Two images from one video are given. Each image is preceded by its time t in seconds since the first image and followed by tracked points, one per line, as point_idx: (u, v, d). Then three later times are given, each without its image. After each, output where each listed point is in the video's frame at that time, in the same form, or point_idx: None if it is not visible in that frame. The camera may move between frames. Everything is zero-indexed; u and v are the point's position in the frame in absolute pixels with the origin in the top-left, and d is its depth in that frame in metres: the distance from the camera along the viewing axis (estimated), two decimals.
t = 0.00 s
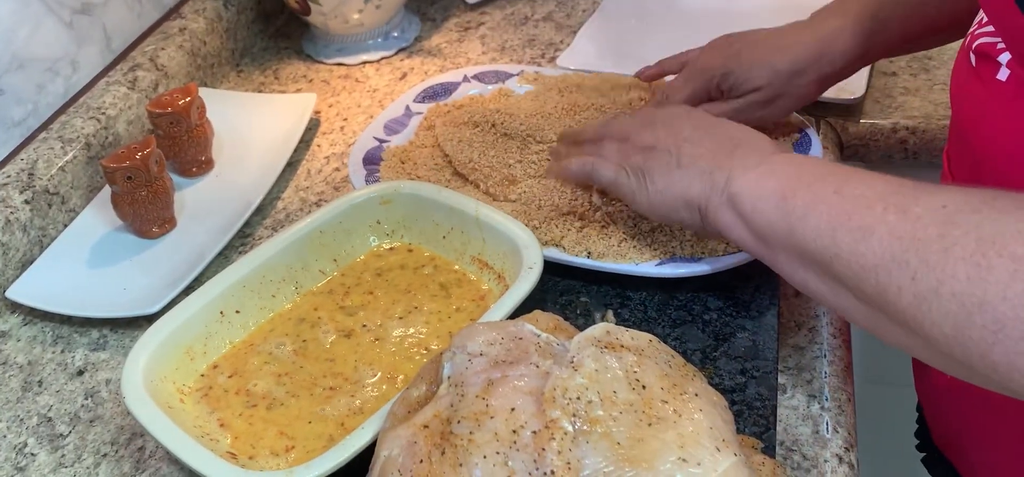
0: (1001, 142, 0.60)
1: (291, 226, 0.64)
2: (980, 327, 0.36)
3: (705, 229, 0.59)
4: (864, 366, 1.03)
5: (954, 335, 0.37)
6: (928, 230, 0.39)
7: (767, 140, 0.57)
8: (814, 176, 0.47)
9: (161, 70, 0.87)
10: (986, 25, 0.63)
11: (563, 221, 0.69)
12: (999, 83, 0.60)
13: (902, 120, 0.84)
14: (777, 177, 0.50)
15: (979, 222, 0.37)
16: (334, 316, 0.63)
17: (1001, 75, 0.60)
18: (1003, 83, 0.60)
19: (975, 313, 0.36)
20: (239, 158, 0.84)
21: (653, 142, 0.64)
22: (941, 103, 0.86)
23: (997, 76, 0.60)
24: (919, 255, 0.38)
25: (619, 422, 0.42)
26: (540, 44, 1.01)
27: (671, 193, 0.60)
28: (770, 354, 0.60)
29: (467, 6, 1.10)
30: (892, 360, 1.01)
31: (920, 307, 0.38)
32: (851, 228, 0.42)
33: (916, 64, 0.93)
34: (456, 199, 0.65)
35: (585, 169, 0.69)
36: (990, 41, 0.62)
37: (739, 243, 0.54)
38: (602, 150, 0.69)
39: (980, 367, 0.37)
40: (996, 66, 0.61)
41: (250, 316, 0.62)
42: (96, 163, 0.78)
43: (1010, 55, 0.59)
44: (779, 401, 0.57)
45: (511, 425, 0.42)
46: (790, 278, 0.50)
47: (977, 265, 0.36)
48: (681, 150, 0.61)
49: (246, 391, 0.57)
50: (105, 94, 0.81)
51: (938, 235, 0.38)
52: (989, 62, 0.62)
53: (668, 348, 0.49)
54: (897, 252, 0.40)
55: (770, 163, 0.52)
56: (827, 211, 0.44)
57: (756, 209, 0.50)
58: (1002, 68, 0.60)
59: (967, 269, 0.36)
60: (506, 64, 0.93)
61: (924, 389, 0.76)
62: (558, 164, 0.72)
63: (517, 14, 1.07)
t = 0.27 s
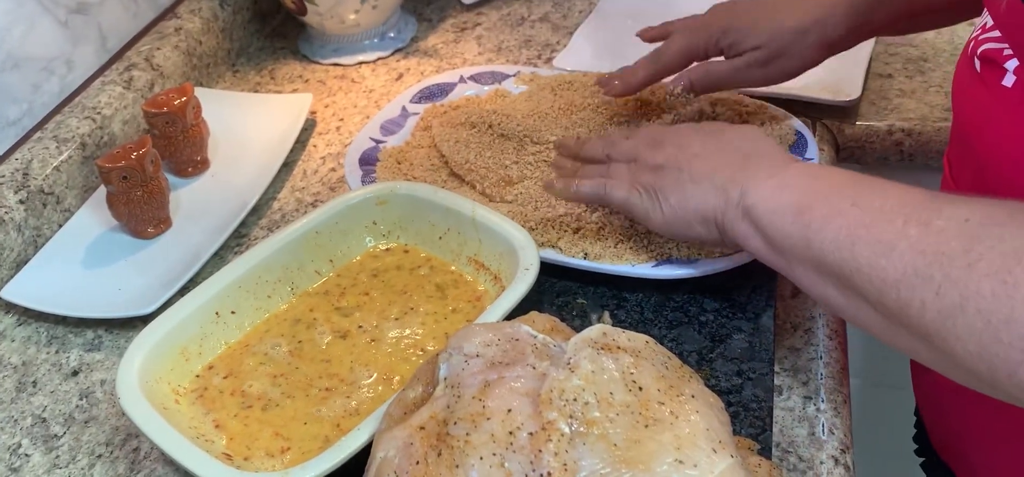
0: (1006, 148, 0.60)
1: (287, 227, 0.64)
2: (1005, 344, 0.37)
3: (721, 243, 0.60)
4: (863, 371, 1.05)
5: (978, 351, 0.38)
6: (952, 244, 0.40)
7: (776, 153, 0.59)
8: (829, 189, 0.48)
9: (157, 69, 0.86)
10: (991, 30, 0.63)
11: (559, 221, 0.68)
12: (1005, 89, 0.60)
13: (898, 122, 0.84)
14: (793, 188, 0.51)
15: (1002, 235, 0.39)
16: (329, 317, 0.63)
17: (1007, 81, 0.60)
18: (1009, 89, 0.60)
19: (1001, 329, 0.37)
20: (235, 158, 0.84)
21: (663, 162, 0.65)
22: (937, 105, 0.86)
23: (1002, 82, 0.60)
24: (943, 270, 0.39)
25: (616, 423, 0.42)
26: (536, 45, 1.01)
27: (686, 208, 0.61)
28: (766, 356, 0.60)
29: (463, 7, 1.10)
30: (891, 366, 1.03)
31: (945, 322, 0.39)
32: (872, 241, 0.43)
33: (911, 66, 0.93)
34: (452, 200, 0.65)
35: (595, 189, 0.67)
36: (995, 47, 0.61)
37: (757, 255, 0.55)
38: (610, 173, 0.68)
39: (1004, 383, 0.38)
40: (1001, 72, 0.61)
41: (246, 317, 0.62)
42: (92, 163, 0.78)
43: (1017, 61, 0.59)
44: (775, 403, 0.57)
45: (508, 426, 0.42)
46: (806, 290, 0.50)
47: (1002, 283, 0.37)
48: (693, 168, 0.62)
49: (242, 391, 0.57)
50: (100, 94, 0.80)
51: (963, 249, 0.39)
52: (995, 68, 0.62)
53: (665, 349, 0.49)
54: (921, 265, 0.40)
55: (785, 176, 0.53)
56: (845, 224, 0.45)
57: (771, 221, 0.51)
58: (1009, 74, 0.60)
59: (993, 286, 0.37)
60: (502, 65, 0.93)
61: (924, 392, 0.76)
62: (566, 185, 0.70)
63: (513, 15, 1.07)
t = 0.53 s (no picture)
0: (1012, 153, 0.60)
1: (283, 228, 0.64)
2: (991, 344, 0.36)
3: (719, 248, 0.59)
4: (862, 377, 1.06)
5: (964, 351, 0.37)
6: (939, 246, 0.39)
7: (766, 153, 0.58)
8: (821, 191, 0.48)
9: (154, 70, 0.86)
10: (996, 35, 0.63)
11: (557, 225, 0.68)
12: (1012, 96, 0.60)
13: (894, 125, 0.84)
14: (785, 190, 0.50)
15: (992, 236, 0.38)
16: (326, 318, 0.63)
17: (1014, 88, 0.60)
18: (1015, 96, 0.60)
19: (987, 330, 0.36)
20: (231, 159, 0.83)
21: (656, 169, 0.63)
22: (932, 109, 0.87)
23: (1009, 89, 0.60)
24: (929, 271, 0.39)
25: (613, 426, 0.42)
26: (533, 47, 1.01)
27: (681, 215, 0.59)
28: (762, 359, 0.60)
29: (461, 8, 1.10)
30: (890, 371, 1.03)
31: (933, 322, 0.38)
32: (861, 243, 0.43)
33: (908, 69, 0.93)
34: (449, 202, 0.65)
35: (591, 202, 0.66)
36: (1002, 53, 0.61)
37: (752, 259, 0.54)
38: (604, 183, 0.67)
39: (993, 385, 0.37)
40: (1007, 79, 0.61)
41: (242, 319, 0.61)
42: (87, 163, 0.78)
43: None
44: (771, 406, 0.57)
45: (504, 429, 0.42)
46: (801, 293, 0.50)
47: (988, 282, 0.37)
48: (684, 172, 0.61)
49: (238, 393, 0.57)
50: (96, 94, 0.80)
51: (949, 250, 0.39)
52: (1000, 74, 0.61)
53: (662, 352, 0.49)
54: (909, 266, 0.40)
55: (777, 177, 0.52)
56: (835, 228, 0.45)
57: (764, 225, 0.50)
58: (1015, 81, 0.60)
59: (978, 286, 0.37)
60: (499, 67, 0.93)
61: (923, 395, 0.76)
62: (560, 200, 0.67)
63: (510, 17, 1.07)
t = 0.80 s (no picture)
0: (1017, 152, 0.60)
1: (282, 228, 0.64)
2: (970, 329, 0.38)
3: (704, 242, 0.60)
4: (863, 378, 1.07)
5: (943, 336, 0.39)
6: (921, 233, 0.41)
7: (742, 145, 0.60)
8: (801, 178, 0.49)
9: (152, 70, 0.86)
10: (1004, 37, 0.63)
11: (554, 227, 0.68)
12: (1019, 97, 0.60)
13: (892, 127, 0.84)
14: (766, 179, 0.51)
15: (968, 223, 0.40)
16: (324, 319, 0.63)
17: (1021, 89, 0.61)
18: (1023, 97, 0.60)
19: (965, 315, 0.38)
20: (230, 159, 0.83)
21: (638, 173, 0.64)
22: (930, 112, 0.87)
23: (1016, 90, 0.61)
24: (910, 257, 0.40)
25: (613, 426, 0.42)
26: (532, 49, 1.01)
27: (664, 213, 0.60)
28: (760, 360, 0.60)
29: (460, 9, 1.10)
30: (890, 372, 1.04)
31: (913, 308, 0.40)
32: (842, 231, 0.44)
33: (906, 72, 0.94)
34: (448, 202, 0.65)
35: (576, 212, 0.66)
36: (1009, 55, 0.62)
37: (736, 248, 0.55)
38: (588, 195, 0.67)
39: (969, 368, 0.39)
40: (1014, 80, 0.61)
41: (240, 319, 0.61)
42: (85, 162, 0.78)
43: None
44: (769, 407, 0.57)
45: (504, 429, 0.42)
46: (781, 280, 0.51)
47: (968, 270, 0.38)
48: (666, 172, 0.62)
49: (236, 392, 0.57)
50: (94, 93, 0.80)
51: (928, 236, 0.40)
52: (1008, 75, 0.62)
53: (661, 353, 0.49)
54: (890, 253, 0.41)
55: (759, 166, 0.53)
56: (818, 216, 0.46)
57: (747, 213, 0.52)
58: None
59: (959, 274, 0.38)
60: (498, 68, 0.93)
61: (922, 399, 0.77)
62: (543, 212, 0.67)
63: (509, 18, 1.07)
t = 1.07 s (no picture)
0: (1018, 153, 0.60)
1: (283, 227, 0.64)
2: (910, 289, 0.37)
3: (675, 218, 0.60)
4: (863, 379, 1.08)
5: (885, 296, 0.38)
6: (867, 203, 0.39)
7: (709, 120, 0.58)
8: (763, 150, 0.48)
9: (153, 69, 0.86)
10: (1005, 40, 0.63)
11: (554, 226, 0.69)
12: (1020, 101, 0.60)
13: (891, 129, 0.85)
14: (729, 153, 0.51)
15: (914, 191, 0.38)
16: (326, 317, 0.63)
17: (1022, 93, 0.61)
18: None
19: (906, 276, 0.37)
20: (231, 159, 0.83)
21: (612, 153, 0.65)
22: (929, 114, 0.87)
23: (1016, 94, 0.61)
24: (856, 223, 0.39)
25: (614, 425, 0.42)
26: (533, 50, 1.01)
27: (636, 190, 0.61)
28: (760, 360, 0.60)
29: (460, 10, 1.10)
30: (891, 375, 1.05)
31: (858, 271, 0.39)
32: (796, 200, 0.43)
33: (906, 74, 0.94)
34: (449, 202, 0.65)
35: (552, 189, 0.68)
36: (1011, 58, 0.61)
37: (700, 221, 0.55)
38: (567, 174, 0.69)
39: (912, 331, 0.38)
40: (1015, 84, 0.61)
41: (242, 317, 0.61)
42: (86, 161, 0.78)
43: None
44: (770, 407, 0.58)
45: (506, 427, 0.42)
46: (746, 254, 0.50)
47: (909, 231, 0.37)
48: (639, 150, 0.62)
49: (237, 390, 0.57)
50: (96, 92, 0.80)
51: (875, 203, 0.39)
52: (1010, 79, 0.62)
53: (662, 352, 0.49)
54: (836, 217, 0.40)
55: (723, 141, 0.52)
56: (776, 187, 0.45)
57: (710, 186, 0.51)
58: None
59: (901, 235, 0.37)
60: (499, 69, 0.93)
61: (925, 401, 0.76)
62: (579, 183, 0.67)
63: (510, 19, 1.08)
